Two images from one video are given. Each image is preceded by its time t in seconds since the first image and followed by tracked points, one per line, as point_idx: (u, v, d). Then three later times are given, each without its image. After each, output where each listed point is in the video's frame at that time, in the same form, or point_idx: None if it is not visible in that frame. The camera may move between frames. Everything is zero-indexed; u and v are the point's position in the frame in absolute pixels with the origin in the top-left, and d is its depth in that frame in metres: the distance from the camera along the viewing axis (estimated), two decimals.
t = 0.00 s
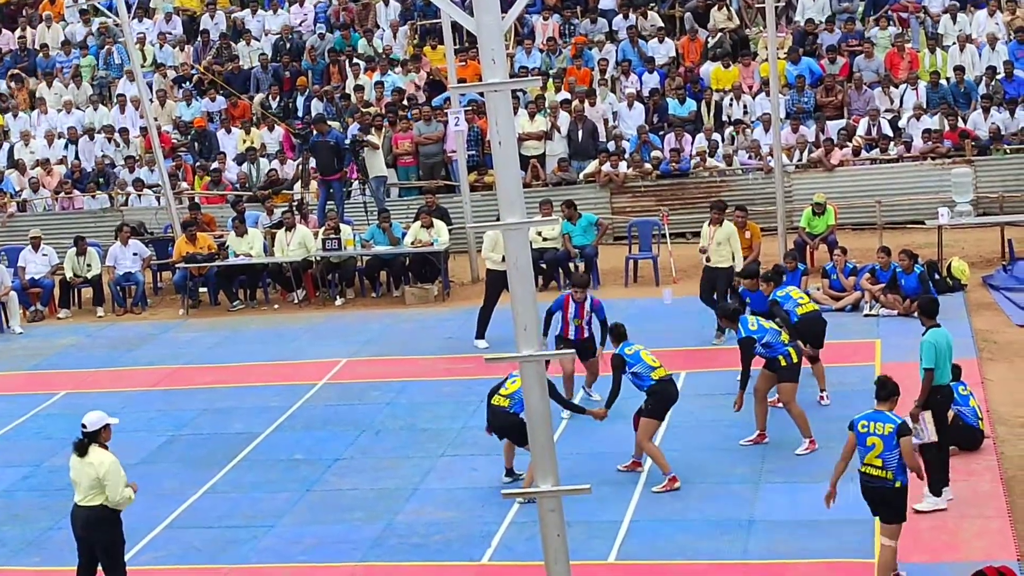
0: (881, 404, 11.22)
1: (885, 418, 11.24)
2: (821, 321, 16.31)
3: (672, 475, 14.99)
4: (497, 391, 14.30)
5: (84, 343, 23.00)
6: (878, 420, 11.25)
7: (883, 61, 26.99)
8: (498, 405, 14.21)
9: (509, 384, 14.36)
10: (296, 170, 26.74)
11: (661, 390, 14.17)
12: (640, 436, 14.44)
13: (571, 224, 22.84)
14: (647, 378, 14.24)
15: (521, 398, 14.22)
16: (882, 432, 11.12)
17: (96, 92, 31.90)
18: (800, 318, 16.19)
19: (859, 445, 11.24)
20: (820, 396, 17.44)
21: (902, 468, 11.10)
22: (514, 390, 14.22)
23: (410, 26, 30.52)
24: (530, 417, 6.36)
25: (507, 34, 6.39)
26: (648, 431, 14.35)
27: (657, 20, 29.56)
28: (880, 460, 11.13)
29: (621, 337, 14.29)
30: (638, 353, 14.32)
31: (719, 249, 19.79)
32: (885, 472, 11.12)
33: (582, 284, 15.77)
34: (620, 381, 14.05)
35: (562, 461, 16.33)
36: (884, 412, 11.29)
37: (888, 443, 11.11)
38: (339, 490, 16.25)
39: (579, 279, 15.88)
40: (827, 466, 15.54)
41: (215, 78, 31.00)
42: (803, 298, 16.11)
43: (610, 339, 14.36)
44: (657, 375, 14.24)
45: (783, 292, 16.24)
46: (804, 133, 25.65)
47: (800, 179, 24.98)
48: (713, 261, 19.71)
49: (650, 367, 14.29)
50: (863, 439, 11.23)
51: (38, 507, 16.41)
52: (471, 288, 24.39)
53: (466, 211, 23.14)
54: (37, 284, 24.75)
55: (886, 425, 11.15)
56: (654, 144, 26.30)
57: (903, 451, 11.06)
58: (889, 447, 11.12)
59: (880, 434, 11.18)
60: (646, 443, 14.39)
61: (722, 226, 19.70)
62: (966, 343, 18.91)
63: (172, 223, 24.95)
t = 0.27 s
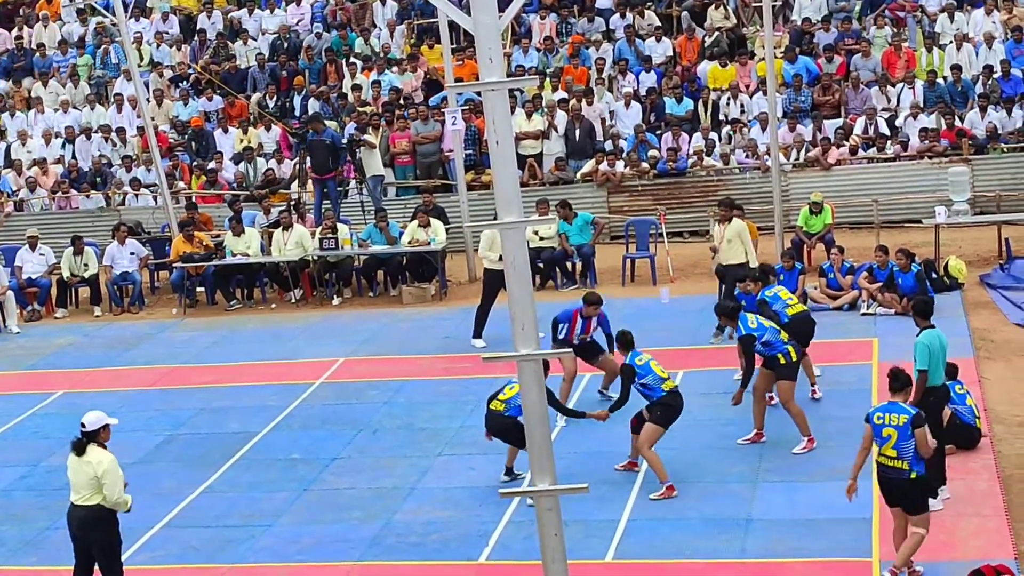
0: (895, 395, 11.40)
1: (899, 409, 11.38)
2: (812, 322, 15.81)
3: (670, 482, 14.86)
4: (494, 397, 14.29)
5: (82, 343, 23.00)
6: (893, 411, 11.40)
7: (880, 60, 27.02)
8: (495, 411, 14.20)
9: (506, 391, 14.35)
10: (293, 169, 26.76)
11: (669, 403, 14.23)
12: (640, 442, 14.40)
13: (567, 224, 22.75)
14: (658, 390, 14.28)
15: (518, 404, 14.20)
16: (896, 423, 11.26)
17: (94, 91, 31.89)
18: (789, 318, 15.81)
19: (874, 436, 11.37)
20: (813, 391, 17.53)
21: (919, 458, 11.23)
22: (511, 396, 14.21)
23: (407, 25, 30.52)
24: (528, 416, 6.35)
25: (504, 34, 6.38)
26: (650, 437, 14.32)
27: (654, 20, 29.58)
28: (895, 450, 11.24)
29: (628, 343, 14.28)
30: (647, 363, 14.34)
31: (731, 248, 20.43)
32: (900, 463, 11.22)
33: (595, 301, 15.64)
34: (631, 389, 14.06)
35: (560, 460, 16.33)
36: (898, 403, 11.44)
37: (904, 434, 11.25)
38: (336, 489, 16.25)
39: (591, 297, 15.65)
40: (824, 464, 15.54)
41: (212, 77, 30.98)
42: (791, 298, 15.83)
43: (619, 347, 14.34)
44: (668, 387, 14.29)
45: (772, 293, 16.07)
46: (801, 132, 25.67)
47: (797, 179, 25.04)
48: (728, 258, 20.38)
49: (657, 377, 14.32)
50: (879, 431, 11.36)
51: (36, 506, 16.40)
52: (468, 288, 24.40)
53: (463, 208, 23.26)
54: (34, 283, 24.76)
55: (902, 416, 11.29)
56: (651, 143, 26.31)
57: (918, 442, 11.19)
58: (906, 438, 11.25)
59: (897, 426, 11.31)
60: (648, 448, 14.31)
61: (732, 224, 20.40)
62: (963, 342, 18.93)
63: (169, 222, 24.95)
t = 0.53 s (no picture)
0: (912, 385, 11.60)
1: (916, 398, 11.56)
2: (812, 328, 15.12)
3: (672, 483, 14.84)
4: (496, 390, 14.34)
5: (84, 343, 23.01)
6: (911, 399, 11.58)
7: (881, 60, 27.01)
8: (496, 403, 14.23)
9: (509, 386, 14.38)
10: (295, 169, 26.77)
11: (676, 401, 14.23)
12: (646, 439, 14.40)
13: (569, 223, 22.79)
14: (666, 387, 14.27)
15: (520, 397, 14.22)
16: (913, 412, 11.43)
17: (95, 91, 31.89)
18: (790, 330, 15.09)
19: (892, 425, 11.55)
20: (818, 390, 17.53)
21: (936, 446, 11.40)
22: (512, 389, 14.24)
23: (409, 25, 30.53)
24: (529, 416, 6.33)
25: (505, 33, 6.35)
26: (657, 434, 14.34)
27: (656, 19, 29.58)
28: (913, 439, 11.41)
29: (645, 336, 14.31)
30: (661, 357, 14.29)
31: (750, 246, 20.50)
32: (918, 451, 11.39)
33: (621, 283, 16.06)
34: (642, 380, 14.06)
35: (561, 459, 16.33)
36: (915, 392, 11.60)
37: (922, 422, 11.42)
38: (338, 489, 16.25)
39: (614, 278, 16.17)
40: (825, 464, 15.54)
41: (213, 78, 30.96)
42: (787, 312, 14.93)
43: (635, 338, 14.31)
44: (677, 386, 14.27)
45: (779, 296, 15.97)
46: (803, 132, 25.69)
47: (798, 178, 25.03)
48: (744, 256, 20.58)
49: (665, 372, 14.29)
50: (897, 420, 11.54)
51: (37, 506, 16.41)
52: (470, 287, 24.40)
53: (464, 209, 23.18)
54: (36, 283, 24.77)
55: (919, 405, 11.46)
56: (652, 143, 26.28)
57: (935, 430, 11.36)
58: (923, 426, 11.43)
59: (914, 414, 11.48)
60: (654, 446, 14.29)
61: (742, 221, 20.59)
62: (965, 341, 18.93)
63: (171, 222, 24.96)
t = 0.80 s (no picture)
0: (939, 376, 11.70)
1: (942, 388, 11.65)
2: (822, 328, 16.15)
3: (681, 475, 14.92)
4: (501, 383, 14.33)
5: (88, 342, 23.02)
6: (938, 389, 11.68)
7: (885, 59, 27.01)
8: (499, 396, 14.22)
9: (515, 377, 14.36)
10: (298, 169, 26.78)
11: (676, 387, 14.26)
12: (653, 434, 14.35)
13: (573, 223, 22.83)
14: (665, 372, 14.31)
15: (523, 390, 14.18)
16: (940, 403, 11.56)
17: (99, 91, 31.90)
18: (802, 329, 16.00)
19: (918, 415, 11.67)
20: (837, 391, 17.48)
21: (960, 436, 11.49)
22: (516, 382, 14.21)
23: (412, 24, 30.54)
24: (532, 416, 6.32)
25: (509, 33, 6.33)
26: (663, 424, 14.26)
27: (660, 19, 29.58)
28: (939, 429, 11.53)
29: (646, 322, 14.37)
30: (661, 344, 14.35)
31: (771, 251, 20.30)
32: (944, 441, 11.51)
33: (609, 288, 16.15)
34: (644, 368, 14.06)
35: (565, 459, 16.34)
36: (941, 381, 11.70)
37: (945, 413, 11.51)
38: (342, 488, 16.26)
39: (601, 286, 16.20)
40: (829, 463, 15.53)
41: (217, 77, 30.95)
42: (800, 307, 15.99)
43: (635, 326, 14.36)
44: (675, 371, 14.33)
45: (782, 304, 16.02)
46: (807, 131, 25.62)
47: (802, 176, 25.05)
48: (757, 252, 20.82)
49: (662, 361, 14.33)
50: (922, 410, 11.66)
51: (41, 506, 16.43)
52: (473, 287, 24.41)
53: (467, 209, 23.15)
54: (40, 283, 24.79)
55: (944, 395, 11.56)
56: (656, 142, 26.23)
57: (959, 423, 11.43)
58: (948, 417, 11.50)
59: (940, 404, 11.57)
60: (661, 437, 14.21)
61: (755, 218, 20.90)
62: (969, 340, 18.92)
63: (174, 222, 24.96)
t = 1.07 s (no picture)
0: (959, 363, 11.89)
1: (962, 375, 11.89)
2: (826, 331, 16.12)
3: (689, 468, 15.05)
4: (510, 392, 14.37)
5: (89, 342, 23.03)
6: (958, 376, 11.92)
7: (887, 58, 27.01)
8: (508, 406, 14.25)
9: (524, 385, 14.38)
10: (300, 168, 26.77)
11: (685, 395, 14.31)
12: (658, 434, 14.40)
13: (574, 223, 22.87)
14: (676, 382, 14.32)
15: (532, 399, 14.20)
16: (962, 390, 11.81)
17: (101, 90, 31.92)
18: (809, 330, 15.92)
19: (938, 402, 11.90)
20: (839, 389, 17.49)
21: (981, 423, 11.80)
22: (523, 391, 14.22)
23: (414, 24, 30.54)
24: (533, 416, 6.30)
25: (510, 32, 6.30)
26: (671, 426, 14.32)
27: (661, 18, 29.58)
28: (960, 416, 11.81)
29: (646, 337, 14.29)
30: (667, 356, 14.35)
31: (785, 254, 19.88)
32: (965, 427, 11.79)
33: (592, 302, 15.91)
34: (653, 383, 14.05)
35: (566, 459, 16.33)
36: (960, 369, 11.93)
37: (968, 401, 11.79)
38: (343, 488, 16.26)
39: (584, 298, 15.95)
40: (831, 463, 15.52)
41: (218, 77, 30.96)
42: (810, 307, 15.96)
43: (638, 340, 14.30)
44: (686, 379, 14.35)
45: (789, 303, 16.01)
46: (808, 130, 25.60)
47: (804, 175, 25.06)
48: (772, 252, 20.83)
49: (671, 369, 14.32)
50: (942, 397, 11.90)
51: (43, 505, 16.43)
52: (475, 286, 24.42)
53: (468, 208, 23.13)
54: (42, 283, 24.80)
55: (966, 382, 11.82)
56: (657, 141, 26.28)
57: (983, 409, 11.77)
58: (969, 404, 11.80)
59: (961, 392, 11.82)
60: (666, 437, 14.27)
61: (776, 218, 20.83)
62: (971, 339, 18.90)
63: (176, 222, 24.96)
